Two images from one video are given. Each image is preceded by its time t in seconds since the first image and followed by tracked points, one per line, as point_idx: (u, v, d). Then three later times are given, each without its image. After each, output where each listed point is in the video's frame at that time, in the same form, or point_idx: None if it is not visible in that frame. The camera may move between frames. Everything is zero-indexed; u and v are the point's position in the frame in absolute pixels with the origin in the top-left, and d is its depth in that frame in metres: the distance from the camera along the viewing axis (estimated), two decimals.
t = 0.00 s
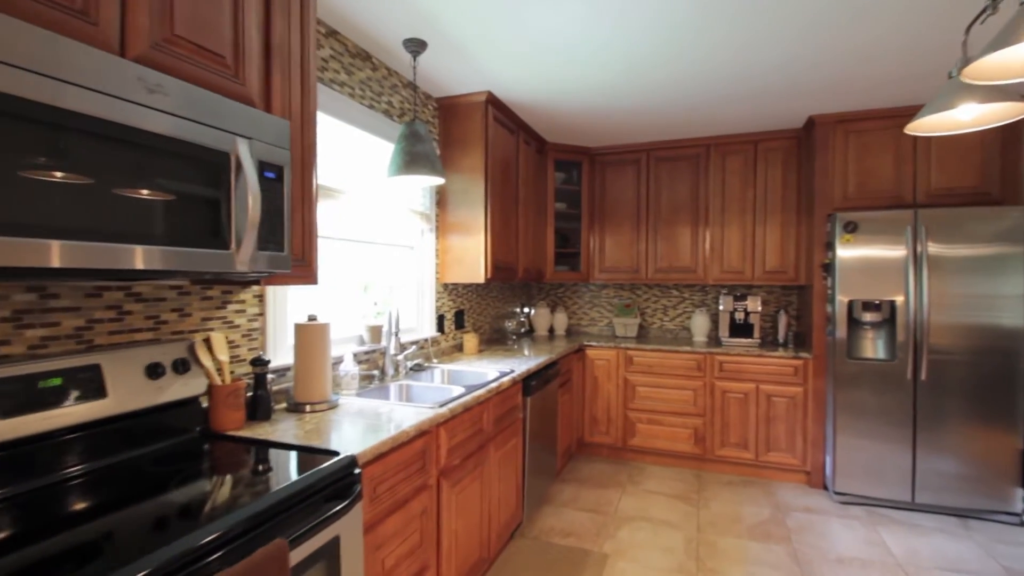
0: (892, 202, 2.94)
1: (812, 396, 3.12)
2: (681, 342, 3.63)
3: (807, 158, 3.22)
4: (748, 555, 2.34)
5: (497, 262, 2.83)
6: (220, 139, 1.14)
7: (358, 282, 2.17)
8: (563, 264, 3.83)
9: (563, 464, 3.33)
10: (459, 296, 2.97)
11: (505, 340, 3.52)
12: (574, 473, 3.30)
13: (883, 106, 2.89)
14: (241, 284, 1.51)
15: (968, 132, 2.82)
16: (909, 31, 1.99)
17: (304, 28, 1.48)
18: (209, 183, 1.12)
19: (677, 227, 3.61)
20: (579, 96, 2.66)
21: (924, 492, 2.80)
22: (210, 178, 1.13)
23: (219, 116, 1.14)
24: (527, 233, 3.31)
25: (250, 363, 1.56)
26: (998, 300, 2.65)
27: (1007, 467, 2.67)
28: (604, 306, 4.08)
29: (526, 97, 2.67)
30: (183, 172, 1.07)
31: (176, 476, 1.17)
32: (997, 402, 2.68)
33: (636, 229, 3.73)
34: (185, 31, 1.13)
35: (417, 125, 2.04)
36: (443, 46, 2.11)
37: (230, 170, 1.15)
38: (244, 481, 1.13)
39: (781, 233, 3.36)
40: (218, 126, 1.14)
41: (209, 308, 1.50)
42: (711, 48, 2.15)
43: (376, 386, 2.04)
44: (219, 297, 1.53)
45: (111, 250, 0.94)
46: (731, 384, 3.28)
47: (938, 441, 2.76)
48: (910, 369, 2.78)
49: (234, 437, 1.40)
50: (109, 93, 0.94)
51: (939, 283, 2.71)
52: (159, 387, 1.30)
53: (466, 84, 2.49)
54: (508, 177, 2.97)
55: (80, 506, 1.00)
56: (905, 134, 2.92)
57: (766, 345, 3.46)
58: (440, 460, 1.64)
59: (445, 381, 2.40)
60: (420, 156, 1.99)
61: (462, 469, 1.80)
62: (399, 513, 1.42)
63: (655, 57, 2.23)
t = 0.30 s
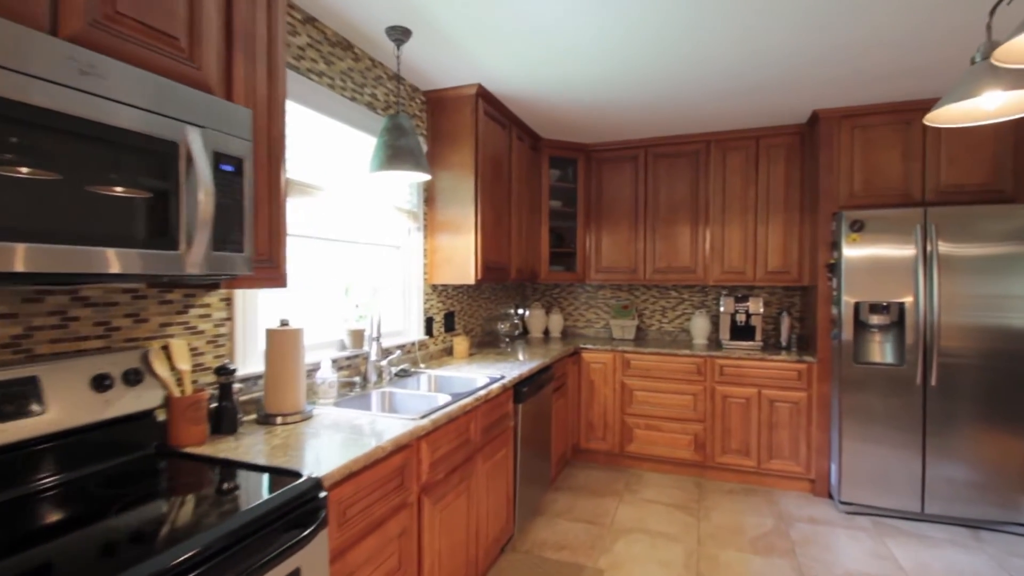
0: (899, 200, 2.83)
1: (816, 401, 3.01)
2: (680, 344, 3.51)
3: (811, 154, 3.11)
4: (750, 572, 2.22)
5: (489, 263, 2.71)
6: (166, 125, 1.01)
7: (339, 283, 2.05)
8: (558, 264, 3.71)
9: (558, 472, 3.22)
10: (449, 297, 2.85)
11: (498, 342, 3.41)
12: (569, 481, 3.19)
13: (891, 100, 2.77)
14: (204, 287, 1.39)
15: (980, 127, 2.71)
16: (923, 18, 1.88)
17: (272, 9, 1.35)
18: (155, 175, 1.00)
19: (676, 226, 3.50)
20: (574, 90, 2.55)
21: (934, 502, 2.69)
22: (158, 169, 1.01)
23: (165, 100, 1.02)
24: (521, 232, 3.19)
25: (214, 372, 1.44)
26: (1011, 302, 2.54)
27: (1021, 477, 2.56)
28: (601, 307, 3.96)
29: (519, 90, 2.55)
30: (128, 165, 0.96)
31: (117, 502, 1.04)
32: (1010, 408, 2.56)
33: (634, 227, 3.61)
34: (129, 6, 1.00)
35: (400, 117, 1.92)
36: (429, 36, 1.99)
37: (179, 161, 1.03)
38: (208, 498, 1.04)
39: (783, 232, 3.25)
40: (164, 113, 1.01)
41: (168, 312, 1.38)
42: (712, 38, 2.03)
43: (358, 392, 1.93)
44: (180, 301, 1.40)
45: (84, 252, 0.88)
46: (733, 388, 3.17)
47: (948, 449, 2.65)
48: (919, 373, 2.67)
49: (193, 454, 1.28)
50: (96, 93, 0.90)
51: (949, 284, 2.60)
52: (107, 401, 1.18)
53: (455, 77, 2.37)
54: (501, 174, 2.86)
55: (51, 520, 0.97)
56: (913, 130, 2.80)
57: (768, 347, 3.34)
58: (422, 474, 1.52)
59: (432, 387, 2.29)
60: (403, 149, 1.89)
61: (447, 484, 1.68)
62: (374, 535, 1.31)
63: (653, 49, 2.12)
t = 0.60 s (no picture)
0: (900, 198, 2.73)
1: (815, 406, 2.90)
2: (674, 347, 3.40)
3: (809, 151, 3.01)
4: None
5: (474, 263, 2.59)
6: (82, 107, 0.86)
7: (310, 284, 1.92)
8: (549, 264, 3.60)
9: (548, 479, 3.10)
10: (433, 299, 2.73)
11: (486, 345, 3.28)
12: (559, 489, 3.08)
13: (892, 94, 2.67)
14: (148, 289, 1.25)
15: (984, 122, 2.61)
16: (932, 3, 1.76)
17: None
18: (72, 164, 0.86)
19: (670, 224, 3.39)
20: (563, 83, 2.43)
21: (936, 511, 2.58)
22: (76, 157, 0.86)
23: (83, 76, 0.87)
24: (509, 231, 3.07)
25: (161, 382, 1.32)
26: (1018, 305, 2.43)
27: None
28: (594, 308, 3.85)
29: (505, 82, 2.43)
30: (38, 151, 0.81)
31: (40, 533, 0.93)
32: (1017, 415, 2.46)
33: (627, 226, 3.50)
34: None
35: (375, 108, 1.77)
36: (406, 22, 1.86)
37: (101, 148, 0.89)
38: (163, 517, 0.95)
39: (780, 231, 3.14)
40: (82, 91, 0.86)
41: (108, 317, 1.25)
42: (708, 24, 1.91)
43: (329, 401, 1.78)
44: (122, 304, 1.27)
45: (38, 253, 0.81)
46: (728, 393, 3.06)
47: (952, 458, 2.55)
48: (922, 378, 2.56)
49: (132, 473, 1.15)
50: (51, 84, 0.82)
51: (953, 286, 2.49)
52: (33, 417, 1.05)
53: (437, 67, 2.24)
54: (487, 170, 2.73)
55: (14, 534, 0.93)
56: (915, 125, 2.70)
57: (765, 350, 3.24)
58: (393, 491, 1.40)
59: (412, 394, 2.16)
60: (378, 142, 1.73)
61: (421, 501, 1.56)
62: (335, 561, 1.19)
63: (645, 37, 2.00)
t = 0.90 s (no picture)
0: (895, 195, 2.65)
1: (807, 410, 2.81)
2: (664, 349, 3.30)
3: (801, 147, 2.92)
4: None
5: (454, 262, 2.47)
6: None
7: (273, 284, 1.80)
8: (535, 264, 3.49)
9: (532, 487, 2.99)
10: (411, 300, 2.61)
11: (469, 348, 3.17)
12: (545, 497, 2.97)
13: (886, 88, 2.59)
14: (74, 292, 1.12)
15: (981, 117, 2.53)
16: None
17: None
18: None
19: (659, 223, 3.29)
20: (546, 73, 2.32)
21: (932, 518, 2.50)
22: None
23: None
24: (492, 230, 2.96)
25: (94, 392, 1.19)
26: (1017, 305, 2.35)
27: None
28: (581, 309, 3.75)
29: (485, 73, 2.32)
30: None
31: None
32: (1016, 420, 2.38)
33: (615, 225, 3.40)
34: None
35: (342, 95, 1.62)
36: (376, 6, 1.75)
37: None
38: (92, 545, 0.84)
39: (771, 230, 3.05)
40: None
41: (31, 320, 1.12)
42: (696, 11, 1.81)
43: (294, 407, 1.68)
44: (48, 306, 1.15)
45: None
46: (719, 396, 2.96)
47: (948, 463, 2.47)
48: (918, 382, 2.48)
49: (53, 496, 1.03)
50: None
51: (950, 286, 2.41)
52: None
53: (414, 56, 2.13)
54: (468, 165, 2.62)
55: None
56: (909, 120, 2.62)
57: (756, 352, 3.15)
58: (352, 511, 1.29)
59: (386, 401, 2.04)
60: (344, 132, 1.58)
61: (388, 519, 1.44)
62: None
63: (630, 24, 1.89)
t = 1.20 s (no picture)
0: (883, 193, 2.59)
1: (794, 414, 2.74)
2: (648, 351, 3.22)
3: (787, 145, 2.85)
4: None
5: (430, 262, 2.36)
6: None
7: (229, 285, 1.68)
8: (517, 264, 3.39)
9: (513, 494, 2.89)
10: (385, 301, 2.49)
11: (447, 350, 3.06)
12: (526, 505, 2.87)
13: (873, 84, 2.53)
14: None
15: (970, 114, 2.48)
16: None
17: None
18: None
19: (643, 222, 3.21)
20: (525, 64, 2.22)
21: (920, 524, 2.45)
22: None
23: None
24: (471, 228, 2.86)
25: (10, 407, 1.07)
26: (1006, 306, 2.30)
27: (1015, 497, 2.33)
28: (565, 310, 3.65)
29: (461, 63, 2.22)
30: None
31: None
32: (1005, 423, 2.33)
33: (598, 224, 3.31)
34: None
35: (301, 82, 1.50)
36: None
37: None
38: None
39: (757, 229, 2.98)
40: None
41: None
42: None
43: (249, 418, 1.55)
44: None
45: None
46: (704, 400, 2.89)
47: (936, 468, 2.41)
48: (905, 385, 2.42)
49: None
50: None
51: (938, 286, 2.35)
52: None
53: (384, 43, 2.02)
54: (444, 160, 2.51)
55: None
56: (897, 116, 2.56)
57: (742, 354, 3.08)
58: (304, 535, 1.17)
59: (354, 409, 1.93)
60: (301, 121, 1.46)
61: (347, 540, 1.33)
62: None
63: (611, 11, 1.80)
